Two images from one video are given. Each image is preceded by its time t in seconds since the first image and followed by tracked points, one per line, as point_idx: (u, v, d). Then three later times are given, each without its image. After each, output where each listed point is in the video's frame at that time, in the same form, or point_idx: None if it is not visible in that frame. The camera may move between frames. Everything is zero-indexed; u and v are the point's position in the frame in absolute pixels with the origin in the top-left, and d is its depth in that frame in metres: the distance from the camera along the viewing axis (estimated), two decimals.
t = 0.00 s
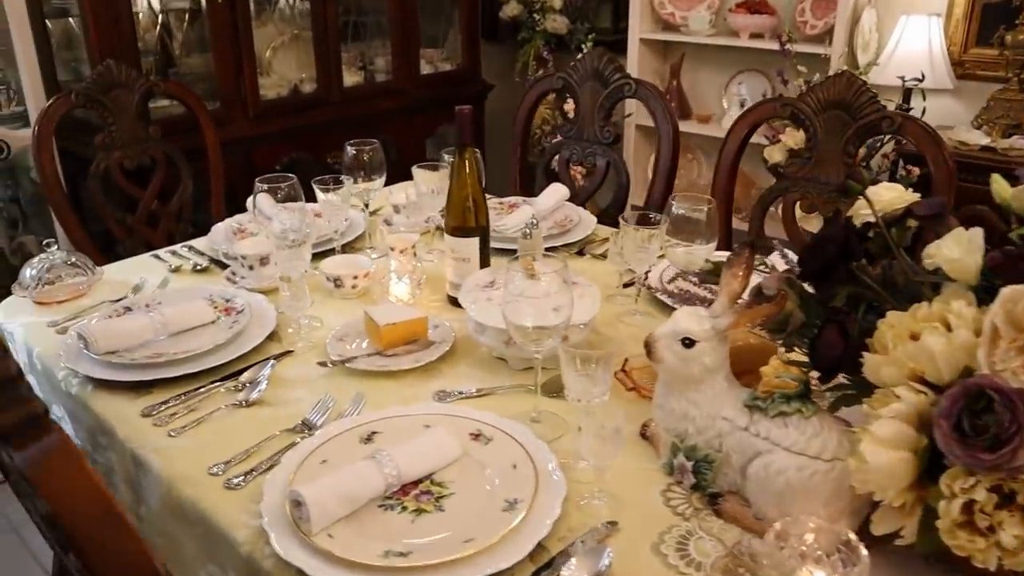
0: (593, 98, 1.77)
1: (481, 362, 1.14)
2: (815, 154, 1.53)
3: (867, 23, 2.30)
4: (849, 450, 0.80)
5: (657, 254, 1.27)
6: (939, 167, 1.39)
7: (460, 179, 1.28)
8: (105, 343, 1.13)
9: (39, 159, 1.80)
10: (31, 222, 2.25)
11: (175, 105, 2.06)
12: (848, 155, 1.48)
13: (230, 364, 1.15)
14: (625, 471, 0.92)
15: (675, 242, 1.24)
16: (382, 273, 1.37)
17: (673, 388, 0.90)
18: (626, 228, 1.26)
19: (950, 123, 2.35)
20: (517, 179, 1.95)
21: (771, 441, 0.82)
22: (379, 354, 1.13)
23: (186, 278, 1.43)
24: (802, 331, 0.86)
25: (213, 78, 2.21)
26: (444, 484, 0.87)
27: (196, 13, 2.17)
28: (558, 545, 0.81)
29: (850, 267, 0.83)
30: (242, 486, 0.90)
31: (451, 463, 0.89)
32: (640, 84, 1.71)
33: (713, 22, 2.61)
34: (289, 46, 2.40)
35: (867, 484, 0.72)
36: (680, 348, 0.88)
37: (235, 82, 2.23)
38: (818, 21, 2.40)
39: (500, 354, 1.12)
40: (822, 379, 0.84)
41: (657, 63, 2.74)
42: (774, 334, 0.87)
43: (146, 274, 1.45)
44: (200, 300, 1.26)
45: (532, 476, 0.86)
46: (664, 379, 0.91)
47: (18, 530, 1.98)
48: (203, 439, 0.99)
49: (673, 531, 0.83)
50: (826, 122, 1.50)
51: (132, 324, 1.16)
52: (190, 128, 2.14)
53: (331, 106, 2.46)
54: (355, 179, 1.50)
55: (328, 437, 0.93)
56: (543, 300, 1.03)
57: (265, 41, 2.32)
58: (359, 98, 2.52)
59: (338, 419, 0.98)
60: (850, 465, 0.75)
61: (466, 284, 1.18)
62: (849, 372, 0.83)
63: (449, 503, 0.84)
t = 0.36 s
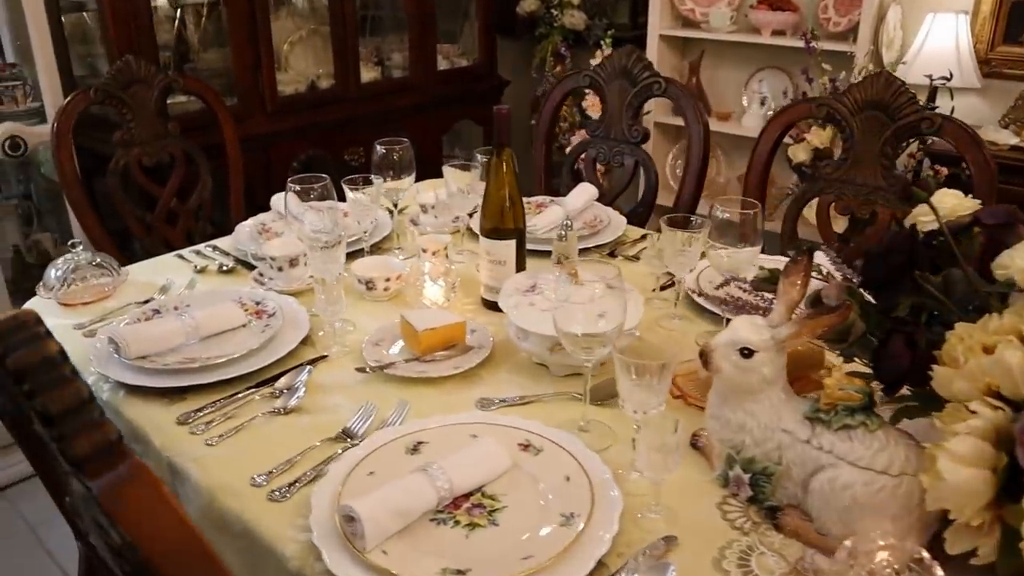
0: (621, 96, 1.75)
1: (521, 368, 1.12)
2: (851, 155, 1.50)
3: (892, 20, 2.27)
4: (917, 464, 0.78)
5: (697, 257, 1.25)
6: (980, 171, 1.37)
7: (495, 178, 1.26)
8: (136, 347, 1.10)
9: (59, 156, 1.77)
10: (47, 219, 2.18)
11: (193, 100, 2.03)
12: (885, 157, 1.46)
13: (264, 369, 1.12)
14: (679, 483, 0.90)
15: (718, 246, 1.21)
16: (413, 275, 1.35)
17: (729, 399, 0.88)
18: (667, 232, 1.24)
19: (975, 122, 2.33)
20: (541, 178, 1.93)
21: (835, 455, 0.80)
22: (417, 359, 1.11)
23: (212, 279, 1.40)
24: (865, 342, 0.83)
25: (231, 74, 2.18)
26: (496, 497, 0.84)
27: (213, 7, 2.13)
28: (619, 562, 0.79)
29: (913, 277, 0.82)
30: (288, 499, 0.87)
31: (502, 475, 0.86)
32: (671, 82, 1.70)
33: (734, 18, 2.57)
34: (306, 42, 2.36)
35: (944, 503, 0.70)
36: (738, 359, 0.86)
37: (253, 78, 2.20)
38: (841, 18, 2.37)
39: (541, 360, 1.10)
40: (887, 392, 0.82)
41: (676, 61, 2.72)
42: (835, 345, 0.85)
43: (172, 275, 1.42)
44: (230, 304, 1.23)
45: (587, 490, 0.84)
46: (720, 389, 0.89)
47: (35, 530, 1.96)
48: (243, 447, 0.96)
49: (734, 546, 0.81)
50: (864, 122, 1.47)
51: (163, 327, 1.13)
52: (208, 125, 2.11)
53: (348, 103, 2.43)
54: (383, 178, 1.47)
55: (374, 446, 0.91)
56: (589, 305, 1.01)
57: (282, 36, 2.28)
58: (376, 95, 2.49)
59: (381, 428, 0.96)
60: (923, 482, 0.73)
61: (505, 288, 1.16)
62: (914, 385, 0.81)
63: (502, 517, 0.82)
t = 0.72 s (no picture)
0: (646, 98, 1.73)
1: (556, 381, 1.09)
2: (884, 160, 1.47)
3: (915, 20, 2.23)
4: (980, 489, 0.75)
5: (732, 266, 1.22)
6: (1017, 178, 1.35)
7: (528, 185, 1.22)
8: (161, 359, 1.06)
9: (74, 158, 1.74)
10: (59, 218, 2.14)
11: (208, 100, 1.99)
12: (920, 163, 1.43)
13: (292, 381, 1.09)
14: (726, 504, 0.88)
15: (754, 254, 1.20)
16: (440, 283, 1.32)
17: (780, 418, 0.86)
18: (704, 240, 1.22)
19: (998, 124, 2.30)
20: (562, 181, 1.90)
21: (894, 479, 0.77)
22: (450, 372, 1.09)
23: (233, 285, 1.37)
24: (924, 361, 0.81)
25: (245, 73, 2.14)
26: (541, 519, 0.82)
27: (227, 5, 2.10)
28: None
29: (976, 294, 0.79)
30: (325, 519, 0.84)
31: (547, 496, 0.84)
32: (697, 83, 1.67)
33: (753, 17, 2.53)
34: (319, 40, 2.32)
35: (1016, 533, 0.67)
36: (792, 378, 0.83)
37: (267, 77, 2.17)
38: (862, 17, 2.33)
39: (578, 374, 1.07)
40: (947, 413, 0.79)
41: (693, 60, 2.69)
42: (891, 364, 0.83)
43: (192, 280, 1.39)
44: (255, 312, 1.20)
45: (636, 512, 0.81)
46: (770, 408, 0.86)
47: (49, 536, 1.93)
48: (276, 463, 0.93)
49: (789, 572, 0.79)
50: (897, 128, 1.44)
51: (188, 337, 1.10)
52: (223, 124, 2.08)
53: (362, 102, 2.39)
54: (408, 182, 1.44)
55: (412, 465, 0.88)
56: (629, 318, 0.98)
57: (296, 33, 2.24)
58: (391, 93, 2.45)
59: (418, 445, 0.93)
60: (991, 509, 0.70)
61: (538, 298, 1.13)
62: (976, 406, 0.78)
63: (550, 540, 0.79)
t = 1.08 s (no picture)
0: (679, 100, 1.68)
1: (601, 400, 1.05)
2: (930, 167, 1.42)
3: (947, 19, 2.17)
4: None
5: (781, 278, 1.18)
6: None
7: (568, 192, 1.19)
8: (189, 375, 1.02)
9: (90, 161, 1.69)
10: (71, 217, 2.10)
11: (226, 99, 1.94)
12: (968, 170, 1.38)
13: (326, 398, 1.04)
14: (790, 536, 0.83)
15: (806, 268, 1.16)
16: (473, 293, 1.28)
17: (850, 447, 0.81)
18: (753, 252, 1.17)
19: None
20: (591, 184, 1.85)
21: (978, 516, 0.72)
22: (491, 390, 1.04)
23: (258, 294, 1.32)
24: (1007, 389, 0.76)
25: (263, 71, 2.09)
26: (599, 553, 0.77)
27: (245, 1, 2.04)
28: None
29: None
30: (369, 551, 0.80)
31: (604, 528, 0.79)
32: (733, 85, 1.62)
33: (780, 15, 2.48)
34: (338, 37, 2.27)
35: None
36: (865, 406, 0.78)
37: (286, 75, 2.12)
38: (893, 16, 2.27)
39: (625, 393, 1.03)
40: None
41: (717, 58, 2.63)
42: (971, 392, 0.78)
43: (215, 288, 1.35)
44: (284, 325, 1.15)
45: (701, 547, 0.76)
46: (839, 436, 0.82)
47: (62, 543, 1.90)
48: (313, 487, 0.89)
49: None
50: (944, 134, 1.39)
51: (216, 352, 1.05)
52: (241, 124, 2.03)
53: (381, 100, 2.34)
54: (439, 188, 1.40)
55: (460, 493, 0.83)
56: (683, 336, 0.93)
57: (315, 30, 2.19)
58: (410, 92, 2.40)
59: (463, 472, 0.88)
60: None
61: (582, 312, 1.09)
62: None
63: None
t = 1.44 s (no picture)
0: (721, 98, 1.60)
1: (659, 424, 0.97)
2: (995, 171, 1.34)
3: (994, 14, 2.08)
4: None
5: (845, 291, 1.10)
6: None
7: (620, 197, 1.13)
8: (217, 396, 0.94)
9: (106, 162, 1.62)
10: (85, 217, 2.02)
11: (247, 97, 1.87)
12: None
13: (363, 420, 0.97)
14: None
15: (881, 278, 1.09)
16: (514, 305, 1.21)
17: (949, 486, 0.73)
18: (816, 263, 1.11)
19: None
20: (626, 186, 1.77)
21: None
22: (540, 413, 0.97)
23: (285, 303, 1.24)
24: None
25: (284, 68, 2.02)
26: None
27: None
28: None
29: None
30: None
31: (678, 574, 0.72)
32: (780, 85, 1.54)
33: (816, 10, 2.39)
34: (360, 33, 2.19)
35: None
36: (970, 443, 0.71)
37: (307, 72, 2.04)
38: (934, 11, 2.18)
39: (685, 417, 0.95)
40: None
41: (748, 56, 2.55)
42: None
43: (238, 297, 1.27)
44: (314, 339, 1.07)
45: None
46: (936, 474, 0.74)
47: (77, 556, 1.83)
48: (354, 520, 0.81)
49: None
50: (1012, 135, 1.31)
51: (244, 370, 0.98)
52: (261, 123, 1.96)
53: (404, 98, 2.26)
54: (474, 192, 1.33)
55: (517, 532, 0.76)
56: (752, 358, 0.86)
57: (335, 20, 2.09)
58: (434, 89, 2.32)
59: (519, 507, 0.81)
60: None
61: (636, 327, 1.01)
62: None
63: None
